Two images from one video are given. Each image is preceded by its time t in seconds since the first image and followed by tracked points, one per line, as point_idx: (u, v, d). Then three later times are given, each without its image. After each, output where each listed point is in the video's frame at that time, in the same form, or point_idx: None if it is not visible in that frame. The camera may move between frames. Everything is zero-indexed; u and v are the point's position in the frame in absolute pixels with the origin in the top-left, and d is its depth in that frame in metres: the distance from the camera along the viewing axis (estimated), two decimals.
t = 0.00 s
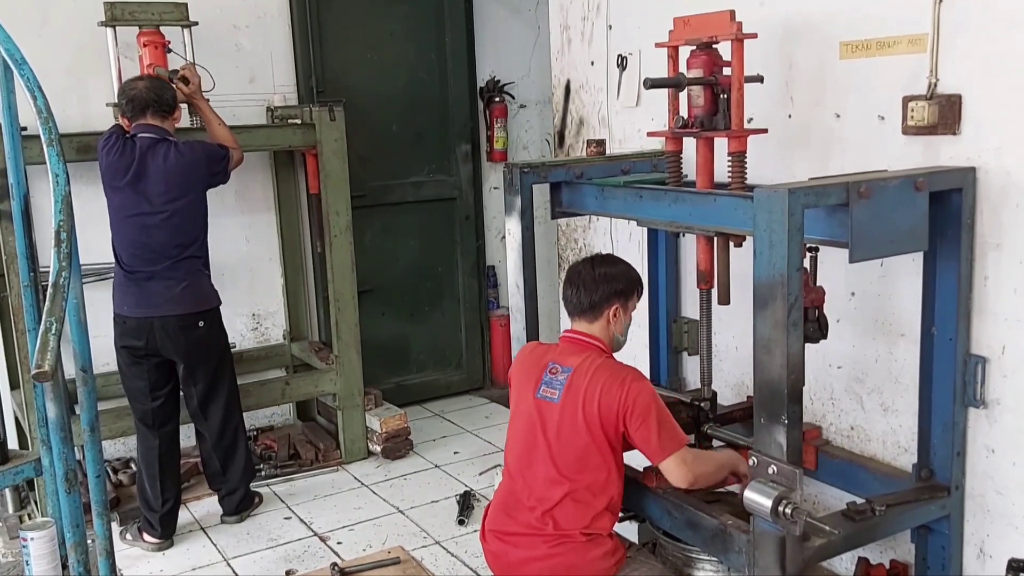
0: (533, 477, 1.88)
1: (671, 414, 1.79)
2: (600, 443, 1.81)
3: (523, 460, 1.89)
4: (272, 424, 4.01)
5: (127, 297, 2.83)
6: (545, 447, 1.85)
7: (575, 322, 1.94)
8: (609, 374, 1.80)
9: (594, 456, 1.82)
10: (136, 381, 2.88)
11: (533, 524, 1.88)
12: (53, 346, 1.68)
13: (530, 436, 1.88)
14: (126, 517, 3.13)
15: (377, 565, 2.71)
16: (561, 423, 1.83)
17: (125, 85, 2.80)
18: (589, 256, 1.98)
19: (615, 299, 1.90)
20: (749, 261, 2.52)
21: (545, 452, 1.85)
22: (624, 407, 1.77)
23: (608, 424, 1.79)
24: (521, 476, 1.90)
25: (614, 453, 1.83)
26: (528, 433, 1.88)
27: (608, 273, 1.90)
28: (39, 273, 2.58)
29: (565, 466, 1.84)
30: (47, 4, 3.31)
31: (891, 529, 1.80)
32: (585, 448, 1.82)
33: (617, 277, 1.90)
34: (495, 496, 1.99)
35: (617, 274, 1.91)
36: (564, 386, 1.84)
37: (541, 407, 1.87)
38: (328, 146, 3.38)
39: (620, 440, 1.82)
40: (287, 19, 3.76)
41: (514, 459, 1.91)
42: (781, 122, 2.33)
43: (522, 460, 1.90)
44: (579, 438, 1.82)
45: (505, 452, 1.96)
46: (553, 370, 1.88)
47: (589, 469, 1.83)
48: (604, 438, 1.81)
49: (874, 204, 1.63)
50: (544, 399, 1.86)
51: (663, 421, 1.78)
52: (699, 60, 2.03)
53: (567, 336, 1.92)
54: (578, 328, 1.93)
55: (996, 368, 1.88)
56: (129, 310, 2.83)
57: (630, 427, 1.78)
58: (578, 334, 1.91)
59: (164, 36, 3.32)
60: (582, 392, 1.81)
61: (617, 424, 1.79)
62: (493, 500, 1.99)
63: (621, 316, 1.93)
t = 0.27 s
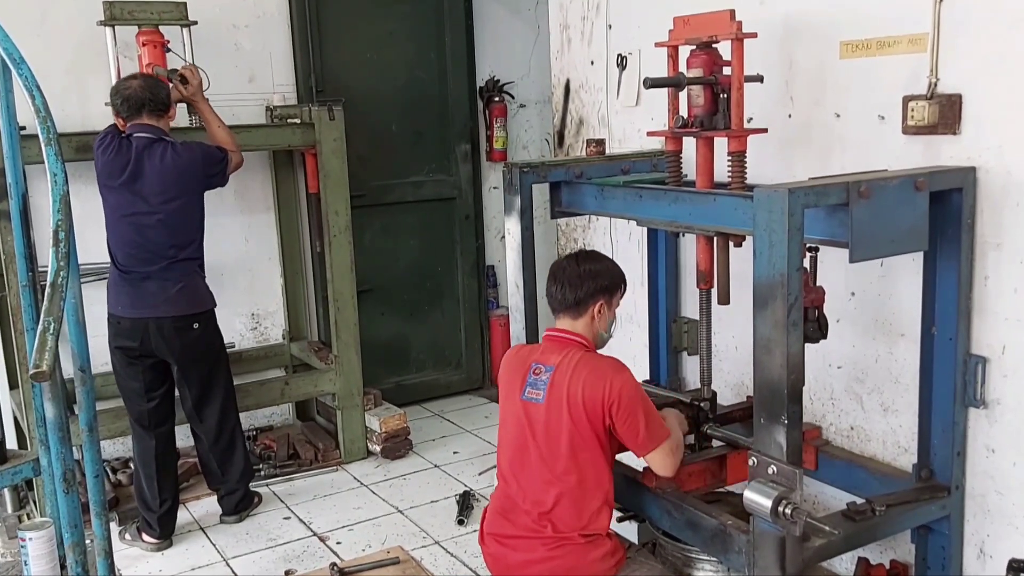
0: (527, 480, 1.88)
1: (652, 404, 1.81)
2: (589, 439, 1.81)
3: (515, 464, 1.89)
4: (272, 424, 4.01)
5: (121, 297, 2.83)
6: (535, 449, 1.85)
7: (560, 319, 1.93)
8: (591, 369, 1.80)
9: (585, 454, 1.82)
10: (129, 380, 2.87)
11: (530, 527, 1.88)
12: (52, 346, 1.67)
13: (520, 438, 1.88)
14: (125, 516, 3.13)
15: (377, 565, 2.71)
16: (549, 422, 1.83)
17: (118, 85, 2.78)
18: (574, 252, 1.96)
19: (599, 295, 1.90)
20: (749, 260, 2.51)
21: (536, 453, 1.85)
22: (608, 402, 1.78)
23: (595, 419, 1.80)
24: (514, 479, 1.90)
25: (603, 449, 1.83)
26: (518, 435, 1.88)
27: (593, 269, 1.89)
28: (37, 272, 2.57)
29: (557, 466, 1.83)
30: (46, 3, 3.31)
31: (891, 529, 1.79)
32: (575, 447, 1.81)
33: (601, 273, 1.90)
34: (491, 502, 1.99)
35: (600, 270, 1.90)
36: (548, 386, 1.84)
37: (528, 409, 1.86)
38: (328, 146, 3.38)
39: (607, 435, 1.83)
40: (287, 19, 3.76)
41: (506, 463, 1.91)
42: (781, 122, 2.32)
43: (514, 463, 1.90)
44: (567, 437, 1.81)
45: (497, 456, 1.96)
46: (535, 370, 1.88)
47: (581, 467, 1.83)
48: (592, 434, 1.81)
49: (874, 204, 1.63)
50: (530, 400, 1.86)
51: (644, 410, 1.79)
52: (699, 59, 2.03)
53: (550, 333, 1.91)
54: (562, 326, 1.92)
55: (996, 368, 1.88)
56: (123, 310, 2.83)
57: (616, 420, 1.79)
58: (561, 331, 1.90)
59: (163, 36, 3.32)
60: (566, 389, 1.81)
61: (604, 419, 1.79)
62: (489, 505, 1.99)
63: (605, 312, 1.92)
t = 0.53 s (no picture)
0: (525, 483, 1.88)
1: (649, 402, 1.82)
2: (586, 440, 1.81)
3: (513, 467, 1.89)
4: (272, 424, 4.01)
5: (117, 302, 2.81)
6: (532, 451, 1.85)
7: (552, 320, 1.93)
8: (586, 369, 1.80)
9: (582, 456, 1.82)
10: (125, 383, 2.87)
11: (530, 529, 1.88)
12: (51, 345, 1.67)
13: (517, 441, 1.88)
14: (125, 516, 3.12)
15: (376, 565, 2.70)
16: (545, 424, 1.83)
17: (98, 89, 2.77)
18: (567, 253, 1.97)
19: (593, 295, 1.90)
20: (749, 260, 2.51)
21: (533, 456, 1.85)
22: (605, 401, 1.78)
23: (592, 419, 1.80)
24: (512, 482, 1.90)
25: (601, 449, 1.83)
26: (515, 438, 1.88)
27: (586, 270, 1.90)
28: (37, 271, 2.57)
29: (555, 467, 1.83)
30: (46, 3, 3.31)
31: (891, 529, 1.79)
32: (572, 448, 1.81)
33: (594, 273, 1.90)
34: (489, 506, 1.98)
35: (593, 272, 1.90)
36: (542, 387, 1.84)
37: (523, 411, 1.86)
38: (328, 145, 3.38)
39: (604, 434, 1.83)
40: (287, 19, 3.76)
41: (503, 466, 1.91)
42: (781, 122, 2.32)
43: (511, 466, 1.89)
44: (564, 438, 1.81)
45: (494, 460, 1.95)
46: (530, 372, 1.88)
47: (579, 468, 1.82)
48: (589, 434, 1.81)
49: (874, 204, 1.63)
50: (525, 402, 1.86)
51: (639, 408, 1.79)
52: (700, 59, 2.03)
53: (543, 335, 1.92)
54: (555, 327, 1.92)
55: (996, 368, 1.88)
56: (120, 316, 2.80)
57: (613, 419, 1.79)
58: (554, 332, 1.91)
59: (164, 36, 3.33)
60: (561, 390, 1.81)
61: (600, 419, 1.79)
62: (487, 509, 1.98)
63: (599, 313, 1.92)
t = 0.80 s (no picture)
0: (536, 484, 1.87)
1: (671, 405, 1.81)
2: (602, 442, 1.80)
3: (523, 468, 1.88)
4: (272, 424, 4.00)
5: (132, 312, 2.77)
6: (545, 452, 1.85)
7: (565, 321, 1.94)
8: (606, 370, 1.80)
9: (597, 457, 1.81)
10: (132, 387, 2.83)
11: (538, 530, 1.86)
12: (51, 345, 1.67)
13: (530, 440, 1.86)
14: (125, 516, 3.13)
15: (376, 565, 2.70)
16: (560, 425, 1.82)
17: (75, 107, 2.72)
18: (571, 255, 1.99)
19: (604, 294, 1.93)
20: (749, 260, 2.51)
21: (546, 457, 1.84)
22: (625, 402, 1.78)
23: (610, 420, 1.79)
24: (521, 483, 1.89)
25: (616, 451, 1.83)
26: (528, 438, 1.87)
27: (596, 270, 1.92)
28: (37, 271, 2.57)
29: (568, 469, 1.83)
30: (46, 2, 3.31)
31: (891, 529, 1.79)
32: (588, 449, 1.81)
33: (604, 273, 1.93)
34: (493, 505, 1.97)
35: (600, 272, 1.93)
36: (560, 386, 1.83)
37: (538, 410, 1.86)
38: (328, 145, 3.38)
39: (621, 436, 1.82)
40: (287, 18, 3.76)
41: (513, 466, 1.90)
42: (781, 122, 2.32)
43: (523, 465, 1.88)
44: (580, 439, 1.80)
45: (505, 458, 1.94)
46: (547, 372, 1.87)
47: (593, 469, 1.82)
48: (606, 435, 1.80)
49: (874, 204, 1.63)
50: (541, 401, 1.85)
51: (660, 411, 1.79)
52: (699, 59, 2.03)
53: (558, 334, 1.92)
54: (568, 327, 1.94)
55: (996, 368, 1.88)
56: (138, 324, 2.78)
57: (632, 420, 1.79)
58: (569, 331, 1.92)
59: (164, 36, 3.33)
60: (580, 390, 1.81)
61: (619, 421, 1.79)
62: (493, 507, 1.97)
63: (609, 311, 1.95)
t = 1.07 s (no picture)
0: (576, 473, 1.83)
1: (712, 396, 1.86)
2: (652, 432, 1.81)
3: (564, 456, 1.84)
4: (271, 424, 4.01)
5: (188, 315, 2.77)
6: (592, 441, 1.82)
7: (597, 317, 1.94)
8: (659, 360, 1.82)
9: (646, 448, 1.82)
10: (168, 388, 2.82)
11: (579, 520, 1.84)
12: (50, 345, 1.67)
13: (574, 428, 1.83)
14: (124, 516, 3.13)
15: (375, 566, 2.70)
16: (611, 415, 1.81)
17: (86, 141, 2.75)
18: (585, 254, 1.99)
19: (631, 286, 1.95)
20: (749, 260, 2.51)
21: (593, 446, 1.82)
22: (679, 392, 1.81)
23: (664, 411, 1.81)
24: (560, 471, 1.84)
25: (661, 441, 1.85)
26: (573, 426, 1.84)
27: (622, 263, 1.95)
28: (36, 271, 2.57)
29: (615, 460, 1.81)
30: (45, 2, 3.31)
31: (890, 530, 1.79)
32: (639, 439, 1.81)
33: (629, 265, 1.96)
34: (517, 491, 1.91)
35: (624, 268, 1.94)
36: (614, 375, 1.82)
37: (589, 398, 1.83)
38: (328, 145, 3.38)
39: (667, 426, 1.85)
40: (286, 18, 3.76)
41: (552, 453, 1.85)
42: (780, 122, 2.32)
43: (565, 454, 1.84)
44: (634, 429, 1.80)
45: (539, 446, 1.89)
46: (595, 359, 1.85)
47: (642, 460, 1.82)
48: (658, 425, 1.82)
49: (874, 204, 1.63)
50: (593, 389, 1.83)
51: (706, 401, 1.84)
52: (699, 59, 2.03)
53: (597, 328, 1.92)
54: (601, 322, 1.93)
55: (996, 369, 1.88)
56: (196, 325, 2.79)
57: (683, 411, 1.82)
58: (606, 324, 1.92)
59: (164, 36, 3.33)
60: (637, 379, 1.81)
61: (670, 411, 1.81)
62: (517, 496, 1.90)
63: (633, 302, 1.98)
